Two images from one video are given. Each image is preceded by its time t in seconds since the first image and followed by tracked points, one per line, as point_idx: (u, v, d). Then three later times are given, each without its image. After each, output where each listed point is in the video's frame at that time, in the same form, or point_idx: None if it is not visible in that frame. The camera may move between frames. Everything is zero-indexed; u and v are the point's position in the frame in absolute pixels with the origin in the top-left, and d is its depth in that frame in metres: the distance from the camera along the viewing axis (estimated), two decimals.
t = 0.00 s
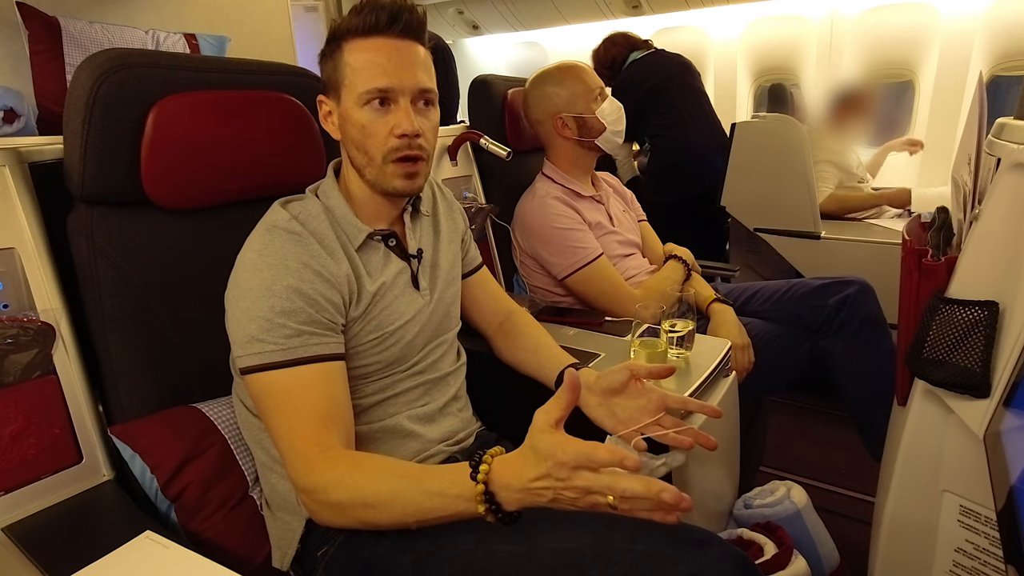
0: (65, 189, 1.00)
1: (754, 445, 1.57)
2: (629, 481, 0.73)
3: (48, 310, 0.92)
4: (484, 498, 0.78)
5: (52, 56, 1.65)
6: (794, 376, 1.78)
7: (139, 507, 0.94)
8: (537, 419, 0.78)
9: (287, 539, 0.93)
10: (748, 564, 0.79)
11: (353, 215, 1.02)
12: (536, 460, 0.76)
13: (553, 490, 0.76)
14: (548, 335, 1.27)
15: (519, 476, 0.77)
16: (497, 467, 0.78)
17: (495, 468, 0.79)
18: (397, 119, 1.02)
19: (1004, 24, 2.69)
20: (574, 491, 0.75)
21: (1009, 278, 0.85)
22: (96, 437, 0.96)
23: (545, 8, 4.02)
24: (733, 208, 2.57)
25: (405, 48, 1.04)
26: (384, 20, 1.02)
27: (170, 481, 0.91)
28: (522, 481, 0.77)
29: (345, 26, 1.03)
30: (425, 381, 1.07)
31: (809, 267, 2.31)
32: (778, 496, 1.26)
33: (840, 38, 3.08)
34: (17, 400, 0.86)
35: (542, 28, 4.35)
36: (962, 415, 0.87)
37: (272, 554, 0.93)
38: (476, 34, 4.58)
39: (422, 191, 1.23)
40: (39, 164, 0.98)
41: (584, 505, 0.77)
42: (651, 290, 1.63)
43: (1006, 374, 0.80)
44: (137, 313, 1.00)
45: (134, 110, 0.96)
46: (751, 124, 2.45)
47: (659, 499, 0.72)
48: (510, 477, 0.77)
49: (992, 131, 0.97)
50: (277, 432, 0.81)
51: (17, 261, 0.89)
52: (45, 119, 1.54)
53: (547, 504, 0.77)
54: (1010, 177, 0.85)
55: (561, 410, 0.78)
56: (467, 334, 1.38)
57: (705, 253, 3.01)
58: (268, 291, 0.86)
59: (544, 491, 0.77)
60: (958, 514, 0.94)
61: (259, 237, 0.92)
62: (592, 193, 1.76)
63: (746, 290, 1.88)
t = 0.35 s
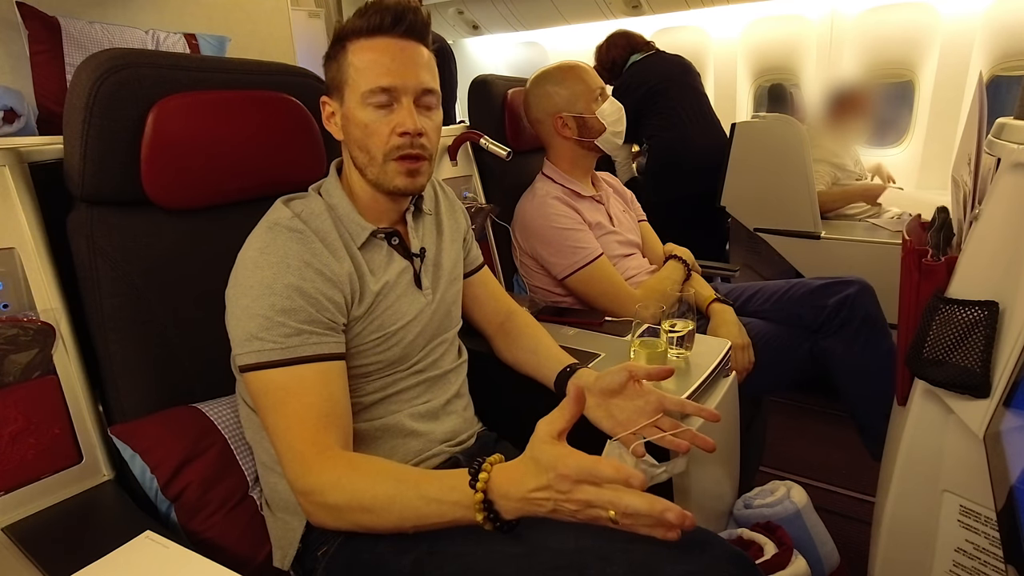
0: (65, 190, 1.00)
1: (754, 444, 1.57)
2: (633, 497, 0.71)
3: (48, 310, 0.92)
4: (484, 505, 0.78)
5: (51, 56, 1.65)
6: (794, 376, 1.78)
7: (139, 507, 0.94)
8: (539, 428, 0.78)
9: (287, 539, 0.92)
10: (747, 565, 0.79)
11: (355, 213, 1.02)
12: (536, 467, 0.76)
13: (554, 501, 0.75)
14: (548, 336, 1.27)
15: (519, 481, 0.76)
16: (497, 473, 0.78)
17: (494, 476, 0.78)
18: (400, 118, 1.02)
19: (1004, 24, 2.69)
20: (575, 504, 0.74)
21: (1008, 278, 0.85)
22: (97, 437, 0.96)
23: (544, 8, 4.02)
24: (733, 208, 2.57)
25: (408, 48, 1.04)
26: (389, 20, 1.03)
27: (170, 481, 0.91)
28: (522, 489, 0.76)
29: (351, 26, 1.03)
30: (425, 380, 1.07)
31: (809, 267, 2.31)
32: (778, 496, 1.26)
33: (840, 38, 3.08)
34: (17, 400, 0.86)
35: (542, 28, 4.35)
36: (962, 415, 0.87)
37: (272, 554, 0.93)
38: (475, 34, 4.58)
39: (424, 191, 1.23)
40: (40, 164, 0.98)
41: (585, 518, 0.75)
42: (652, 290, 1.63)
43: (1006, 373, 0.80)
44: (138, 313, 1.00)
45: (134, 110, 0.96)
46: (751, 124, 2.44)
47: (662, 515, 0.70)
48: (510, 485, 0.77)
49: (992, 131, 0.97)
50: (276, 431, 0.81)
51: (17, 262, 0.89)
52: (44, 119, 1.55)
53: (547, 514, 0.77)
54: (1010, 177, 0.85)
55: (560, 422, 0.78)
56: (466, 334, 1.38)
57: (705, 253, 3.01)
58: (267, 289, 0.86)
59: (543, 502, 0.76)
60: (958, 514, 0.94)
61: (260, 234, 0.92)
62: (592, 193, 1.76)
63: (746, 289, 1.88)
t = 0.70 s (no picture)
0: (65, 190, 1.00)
1: (755, 444, 1.57)
2: (629, 410, 0.72)
3: (48, 310, 0.92)
4: (478, 457, 0.77)
5: (52, 56, 1.65)
6: (795, 376, 1.78)
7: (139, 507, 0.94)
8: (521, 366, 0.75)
9: (287, 539, 0.92)
10: (747, 565, 0.79)
11: (354, 211, 1.03)
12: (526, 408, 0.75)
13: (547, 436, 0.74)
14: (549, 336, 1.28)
15: (513, 428, 0.75)
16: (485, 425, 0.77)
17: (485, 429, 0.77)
18: (396, 117, 1.02)
19: (1004, 24, 2.69)
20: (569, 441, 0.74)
21: (1009, 278, 0.85)
22: (97, 437, 0.96)
23: (544, 8, 4.01)
24: (733, 207, 2.57)
25: (408, 47, 1.04)
26: (389, 19, 1.02)
27: (170, 481, 0.91)
28: (513, 433, 0.75)
29: (353, 25, 1.03)
30: (426, 380, 1.07)
31: (809, 267, 2.31)
32: (778, 496, 1.25)
33: (840, 37, 3.08)
34: (17, 400, 0.86)
35: (542, 28, 4.35)
36: (962, 415, 0.87)
37: (272, 554, 0.93)
38: (476, 34, 4.58)
39: (424, 190, 1.23)
40: (40, 164, 0.98)
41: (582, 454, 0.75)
42: (652, 290, 1.63)
43: (1006, 373, 0.80)
44: (138, 313, 1.00)
45: (134, 110, 0.96)
46: (751, 124, 2.45)
47: (649, 418, 0.73)
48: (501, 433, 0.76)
49: (993, 131, 0.97)
50: (276, 432, 0.81)
51: (17, 262, 0.89)
52: (45, 119, 1.55)
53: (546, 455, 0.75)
54: (1010, 177, 0.85)
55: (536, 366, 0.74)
56: (467, 334, 1.38)
57: (705, 253, 3.01)
58: (267, 287, 0.86)
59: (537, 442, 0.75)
60: (958, 514, 0.94)
61: (259, 233, 0.92)
62: (592, 193, 1.76)
63: (746, 289, 1.88)
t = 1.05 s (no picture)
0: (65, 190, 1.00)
1: (754, 444, 1.57)
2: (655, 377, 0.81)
3: (48, 310, 0.92)
4: (514, 450, 0.81)
5: (52, 55, 1.65)
6: (794, 376, 1.78)
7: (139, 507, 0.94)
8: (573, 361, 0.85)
9: (287, 539, 0.92)
10: (747, 565, 0.79)
11: (353, 211, 1.03)
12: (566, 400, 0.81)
13: (586, 427, 0.79)
14: (550, 338, 1.26)
15: (553, 421, 0.81)
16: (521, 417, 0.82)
17: (521, 420, 0.82)
18: (396, 115, 1.02)
19: (1004, 23, 2.69)
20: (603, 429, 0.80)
21: (1009, 278, 0.85)
22: (97, 437, 0.96)
23: (545, 8, 4.01)
24: (732, 208, 2.57)
25: (412, 47, 1.04)
26: (393, 19, 1.03)
27: (170, 481, 0.91)
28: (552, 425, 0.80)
29: (357, 23, 1.03)
30: (425, 379, 1.07)
31: (809, 267, 2.31)
32: (778, 496, 1.26)
33: (840, 37, 3.08)
34: (17, 400, 0.86)
35: (542, 28, 4.35)
36: (962, 416, 0.87)
37: (271, 554, 0.93)
38: (476, 34, 4.58)
39: (422, 190, 1.23)
40: (40, 164, 0.98)
41: (617, 447, 0.80)
42: (651, 289, 1.63)
43: (1006, 373, 0.80)
44: (138, 314, 1.00)
45: (134, 110, 0.96)
46: (751, 124, 2.45)
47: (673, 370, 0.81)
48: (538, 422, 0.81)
49: (992, 131, 0.97)
50: (277, 427, 0.80)
51: (16, 262, 0.89)
52: (45, 119, 1.55)
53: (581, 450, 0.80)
54: (1010, 177, 0.85)
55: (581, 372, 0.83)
56: (467, 334, 1.38)
57: (705, 253, 3.01)
58: (268, 283, 0.86)
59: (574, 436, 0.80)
60: (958, 514, 0.94)
61: (258, 232, 0.92)
62: (592, 193, 1.76)
63: (746, 290, 1.88)
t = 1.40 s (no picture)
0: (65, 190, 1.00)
1: (754, 444, 1.57)
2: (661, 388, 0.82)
3: (48, 310, 0.92)
4: (520, 453, 0.81)
5: (52, 55, 1.65)
6: (794, 376, 1.78)
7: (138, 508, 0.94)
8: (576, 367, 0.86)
9: (287, 539, 0.92)
10: (747, 565, 0.79)
11: (356, 209, 1.03)
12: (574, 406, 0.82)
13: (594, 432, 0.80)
14: (550, 338, 1.27)
15: (560, 427, 0.81)
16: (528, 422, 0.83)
17: (527, 425, 0.83)
18: (398, 113, 1.02)
19: (1004, 23, 2.69)
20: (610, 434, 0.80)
21: (1009, 278, 0.85)
22: (97, 437, 0.96)
23: (545, 8, 4.01)
24: (732, 207, 2.57)
25: (413, 48, 1.04)
26: (395, 20, 1.03)
27: (170, 481, 0.91)
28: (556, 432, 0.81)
29: (359, 24, 1.04)
30: (426, 379, 1.07)
31: (809, 267, 2.31)
32: (778, 496, 1.26)
33: (840, 37, 3.08)
34: (17, 400, 0.86)
35: (542, 28, 4.35)
36: (962, 415, 0.87)
37: (271, 554, 0.93)
38: (475, 34, 4.58)
39: (424, 190, 1.22)
40: (40, 164, 0.97)
41: (622, 455, 0.81)
42: (652, 289, 1.63)
43: (1006, 373, 0.80)
44: (138, 314, 1.00)
45: (133, 110, 0.96)
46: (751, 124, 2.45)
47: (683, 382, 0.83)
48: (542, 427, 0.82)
49: (993, 131, 0.97)
50: (279, 424, 0.80)
51: (16, 262, 0.89)
52: (44, 120, 1.55)
53: (587, 455, 0.81)
54: (1010, 177, 0.85)
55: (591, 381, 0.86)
56: (467, 334, 1.38)
57: (705, 253, 3.01)
58: (273, 280, 0.86)
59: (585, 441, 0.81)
60: (958, 514, 0.94)
61: (262, 229, 0.92)
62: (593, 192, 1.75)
63: (746, 289, 1.88)
